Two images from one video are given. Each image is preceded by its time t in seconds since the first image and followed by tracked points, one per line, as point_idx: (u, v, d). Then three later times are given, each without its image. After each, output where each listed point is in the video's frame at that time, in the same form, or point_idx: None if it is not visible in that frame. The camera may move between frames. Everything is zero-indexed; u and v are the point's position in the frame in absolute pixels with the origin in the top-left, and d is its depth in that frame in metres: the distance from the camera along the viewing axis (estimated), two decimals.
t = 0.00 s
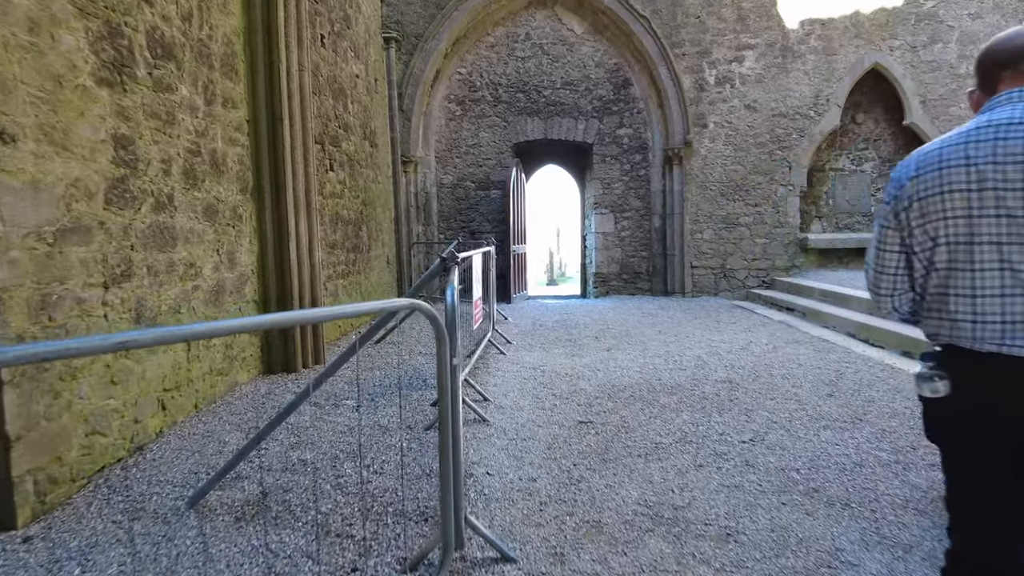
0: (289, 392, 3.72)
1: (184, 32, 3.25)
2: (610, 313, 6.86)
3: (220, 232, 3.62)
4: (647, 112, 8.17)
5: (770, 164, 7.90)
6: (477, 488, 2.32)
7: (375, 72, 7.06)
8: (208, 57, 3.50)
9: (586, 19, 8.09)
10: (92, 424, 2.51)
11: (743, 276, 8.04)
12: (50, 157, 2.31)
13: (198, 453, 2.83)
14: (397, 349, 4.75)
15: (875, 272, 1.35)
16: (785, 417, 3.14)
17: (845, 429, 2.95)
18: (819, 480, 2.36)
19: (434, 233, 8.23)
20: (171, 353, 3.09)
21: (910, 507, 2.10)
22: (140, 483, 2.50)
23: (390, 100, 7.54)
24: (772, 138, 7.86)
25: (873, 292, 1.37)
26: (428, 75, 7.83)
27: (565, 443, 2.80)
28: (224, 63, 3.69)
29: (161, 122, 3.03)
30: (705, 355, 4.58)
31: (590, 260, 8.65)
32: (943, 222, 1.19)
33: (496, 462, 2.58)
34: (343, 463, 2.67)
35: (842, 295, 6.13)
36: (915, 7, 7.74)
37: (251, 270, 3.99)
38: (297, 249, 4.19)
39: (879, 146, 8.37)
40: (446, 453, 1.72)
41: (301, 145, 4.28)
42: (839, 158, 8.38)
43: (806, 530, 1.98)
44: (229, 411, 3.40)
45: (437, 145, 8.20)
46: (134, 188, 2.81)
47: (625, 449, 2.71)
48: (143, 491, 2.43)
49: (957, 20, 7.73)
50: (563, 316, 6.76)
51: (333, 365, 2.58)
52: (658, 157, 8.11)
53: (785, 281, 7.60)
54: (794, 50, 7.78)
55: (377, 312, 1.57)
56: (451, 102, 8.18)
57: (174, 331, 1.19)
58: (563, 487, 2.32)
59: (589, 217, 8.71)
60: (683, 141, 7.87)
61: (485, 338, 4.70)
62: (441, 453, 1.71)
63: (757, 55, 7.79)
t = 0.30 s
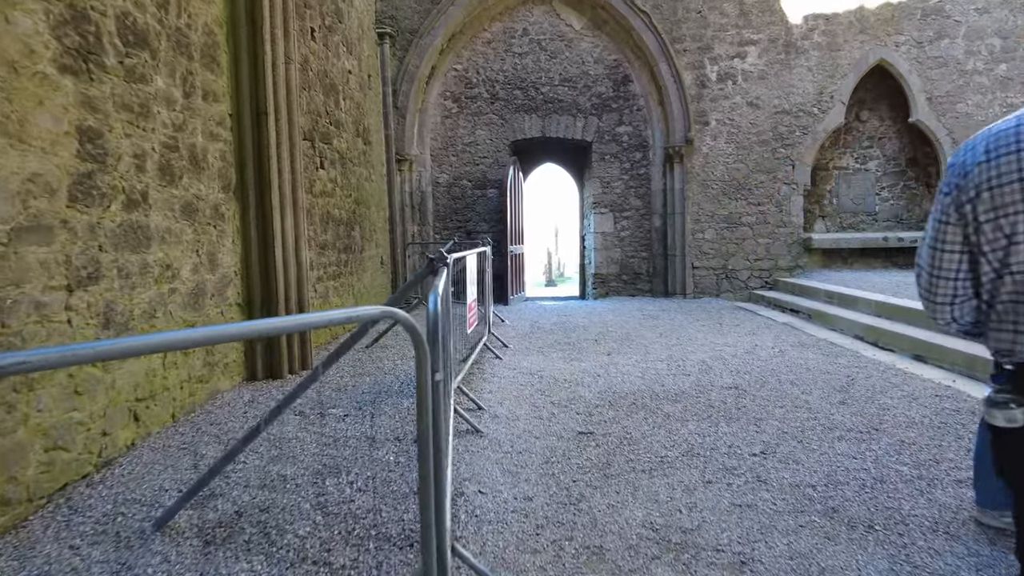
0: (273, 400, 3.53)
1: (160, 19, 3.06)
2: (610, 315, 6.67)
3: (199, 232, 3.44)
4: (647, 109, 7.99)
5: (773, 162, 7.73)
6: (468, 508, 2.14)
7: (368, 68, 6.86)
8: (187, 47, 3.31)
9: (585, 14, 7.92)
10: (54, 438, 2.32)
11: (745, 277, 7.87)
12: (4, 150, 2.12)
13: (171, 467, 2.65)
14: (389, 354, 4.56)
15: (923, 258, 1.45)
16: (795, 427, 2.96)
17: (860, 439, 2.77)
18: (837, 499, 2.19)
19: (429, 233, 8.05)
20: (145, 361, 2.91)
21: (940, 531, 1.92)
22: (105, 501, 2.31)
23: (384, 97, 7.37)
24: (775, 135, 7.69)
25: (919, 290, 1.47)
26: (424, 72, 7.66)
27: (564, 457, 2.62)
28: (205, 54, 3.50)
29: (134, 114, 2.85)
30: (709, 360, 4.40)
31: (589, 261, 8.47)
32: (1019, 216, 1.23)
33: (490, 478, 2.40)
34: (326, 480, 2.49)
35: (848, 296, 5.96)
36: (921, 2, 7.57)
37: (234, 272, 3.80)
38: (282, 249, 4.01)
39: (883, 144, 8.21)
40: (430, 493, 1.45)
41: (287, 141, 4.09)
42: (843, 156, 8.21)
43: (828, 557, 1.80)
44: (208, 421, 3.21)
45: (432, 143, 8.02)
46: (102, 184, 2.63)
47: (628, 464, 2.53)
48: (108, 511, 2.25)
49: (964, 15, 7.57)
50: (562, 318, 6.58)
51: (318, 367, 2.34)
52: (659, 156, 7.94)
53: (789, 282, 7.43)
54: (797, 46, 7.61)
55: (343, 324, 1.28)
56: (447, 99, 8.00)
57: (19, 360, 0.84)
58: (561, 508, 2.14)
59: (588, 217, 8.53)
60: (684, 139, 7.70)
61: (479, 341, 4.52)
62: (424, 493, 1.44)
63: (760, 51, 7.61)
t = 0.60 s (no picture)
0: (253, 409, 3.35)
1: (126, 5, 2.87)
2: (608, 317, 6.49)
3: (172, 232, 3.24)
4: (645, 106, 7.81)
5: (774, 160, 7.56)
6: (451, 534, 1.95)
7: (359, 64, 6.68)
8: (157, 36, 3.11)
9: (581, 9, 7.74)
10: (1, 456, 2.13)
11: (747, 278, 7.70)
12: None
13: (134, 485, 2.46)
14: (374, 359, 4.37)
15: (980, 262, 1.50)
16: (804, 439, 2.78)
17: (874, 452, 2.59)
18: (854, 521, 2.01)
19: (423, 234, 7.86)
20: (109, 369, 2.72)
21: (970, 560, 1.74)
22: (56, 525, 2.12)
23: (375, 94, 7.19)
24: (776, 133, 7.52)
25: (982, 305, 1.50)
26: (416, 68, 7.48)
27: (557, 474, 2.43)
28: (178, 44, 3.31)
29: (97, 106, 2.66)
30: (711, 365, 4.22)
31: (587, 262, 8.28)
32: None
33: (476, 499, 2.21)
34: (300, 500, 2.30)
35: (853, 297, 5.78)
36: None
37: (211, 273, 3.62)
38: (263, 250, 3.83)
39: (886, 142, 8.05)
40: (392, 539, 1.24)
41: (268, 137, 3.92)
42: (845, 154, 8.05)
43: None
44: (181, 433, 3.02)
45: (425, 141, 7.84)
46: (59, 181, 2.43)
47: (626, 482, 2.35)
48: (58, 537, 2.05)
49: (968, 9, 7.41)
50: (558, 320, 6.40)
51: (289, 378, 2.14)
52: (657, 153, 7.76)
53: (790, 284, 7.26)
54: (798, 41, 7.43)
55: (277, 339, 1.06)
56: (440, 96, 7.81)
57: None
58: (552, 534, 1.95)
59: (585, 217, 8.34)
60: (683, 137, 7.52)
61: (472, 346, 4.33)
62: (384, 539, 1.23)
63: (760, 46, 7.44)
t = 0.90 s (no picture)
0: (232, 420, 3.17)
1: None
2: (607, 320, 6.32)
3: (146, 235, 3.07)
4: (645, 104, 7.64)
5: (777, 159, 7.39)
6: (435, 565, 1.79)
7: (352, 60, 6.51)
8: (130, 26, 2.94)
9: (580, 5, 7.57)
10: None
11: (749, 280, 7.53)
12: None
13: (97, 505, 2.29)
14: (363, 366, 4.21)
15: None
16: (815, 454, 2.62)
17: (890, 469, 2.43)
18: (875, 548, 1.84)
19: (418, 235, 7.69)
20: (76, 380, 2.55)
21: None
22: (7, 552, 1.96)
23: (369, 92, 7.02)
24: (779, 131, 7.36)
25: None
26: (411, 65, 7.32)
27: (552, 495, 2.26)
28: (153, 36, 3.14)
29: (62, 100, 2.49)
30: (714, 371, 4.05)
31: (586, 263, 8.12)
32: None
33: (464, 524, 2.05)
34: (274, 524, 2.13)
35: (859, 300, 5.62)
36: None
37: (190, 277, 3.46)
38: (246, 252, 3.67)
39: (891, 140, 7.89)
40: None
41: (251, 134, 3.75)
42: (850, 152, 7.89)
43: None
44: (154, 446, 2.84)
45: (421, 139, 7.68)
46: (17, 178, 2.27)
47: (626, 503, 2.19)
48: (6, 566, 1.88)
49: (976, 4, 7.25)
50: (556, 324, 6.23)
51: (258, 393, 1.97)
52: (658, 152, 7.60)
53: (794, 285, 7.10)
54: (802, 37, 7.27)
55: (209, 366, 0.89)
56: (436, 94, 7.65)
57: None
58: (545, 565, 1.79)
59: (584, 217, 8.17)
60: (684, 135, 7.36)
61: (466, 352, 4.16)
62: None
63: (763, 42, 7.28)
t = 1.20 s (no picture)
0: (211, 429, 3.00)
1: None
2: (607, 322, 6.14)
3: (117, 233, 2.88)
4: (646, 100, 7.46)
5: (782, 156, 7.21)
6: None
7: (345, 55, 6.34)
8: (99, 11, 2.76)
9: None
10: None
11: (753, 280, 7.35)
12: None
13: (54, 524, 2.11)
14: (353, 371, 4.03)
15: None
16: (829, 468, 2.43)
17: (913, 485, 2.25)
18: None
19: (414, 233, 7.51)
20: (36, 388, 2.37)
21: None
22: None
23: (363, 88, 6.85)
24: (784, 128, 7.18)
25: None
26: (406, 60, 7.14)
27: (547, 515, 2.08)
28: (125, 22, 2.96)
29: (20, 87, 2.32)
30: (719, 376, 3.87)
31: (586, 263, 7.93)
32: None
33: (450, 549, 1.87)
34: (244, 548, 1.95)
35: (867, 301, 5.44)
36: None
37: (168, 277, 3.28)
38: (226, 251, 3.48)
39: (898, 137, 7.71)
40: None
41: (233, 127, 3.57)
42: (856, 150, 7.70)
43: None
44: (123, 458, 2.66)
45: (417, 136, 7.50)
46: None
47: (627, 525, 2.01)
48: None
49: None
50: (555, 325, 6.05)
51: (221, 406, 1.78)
52: (659, 150, 7.42)
53: (798, 286, 6.93)
54: (807, 31, 7.08)
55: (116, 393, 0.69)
56: (432, 90, 7.47)
57: None
58: None
59: (584, 216, 7.98)
60: (686, 132, 7.19)
61: (460, 356, 3.98)
62: None
63: (767, 37, 7.10)
